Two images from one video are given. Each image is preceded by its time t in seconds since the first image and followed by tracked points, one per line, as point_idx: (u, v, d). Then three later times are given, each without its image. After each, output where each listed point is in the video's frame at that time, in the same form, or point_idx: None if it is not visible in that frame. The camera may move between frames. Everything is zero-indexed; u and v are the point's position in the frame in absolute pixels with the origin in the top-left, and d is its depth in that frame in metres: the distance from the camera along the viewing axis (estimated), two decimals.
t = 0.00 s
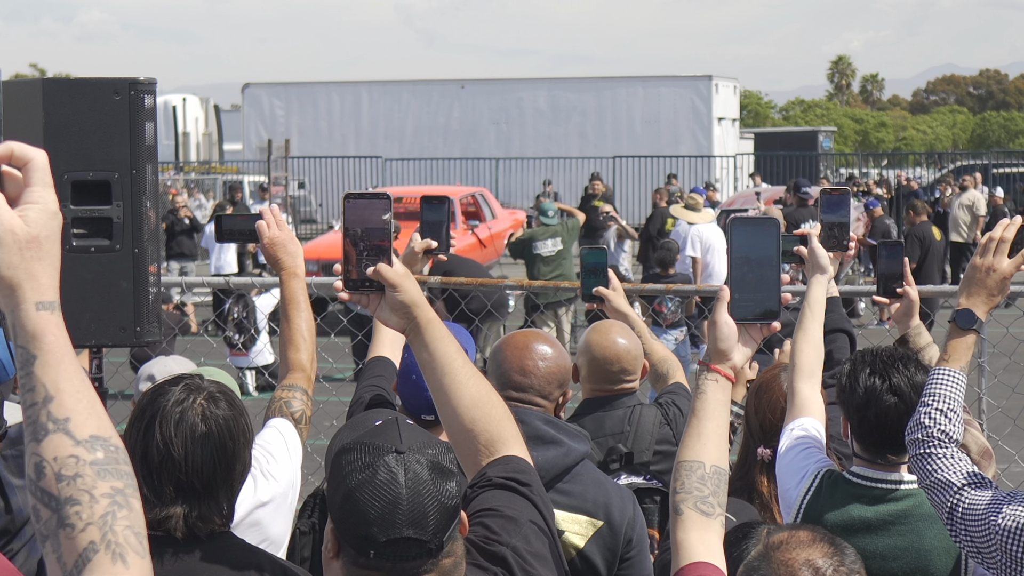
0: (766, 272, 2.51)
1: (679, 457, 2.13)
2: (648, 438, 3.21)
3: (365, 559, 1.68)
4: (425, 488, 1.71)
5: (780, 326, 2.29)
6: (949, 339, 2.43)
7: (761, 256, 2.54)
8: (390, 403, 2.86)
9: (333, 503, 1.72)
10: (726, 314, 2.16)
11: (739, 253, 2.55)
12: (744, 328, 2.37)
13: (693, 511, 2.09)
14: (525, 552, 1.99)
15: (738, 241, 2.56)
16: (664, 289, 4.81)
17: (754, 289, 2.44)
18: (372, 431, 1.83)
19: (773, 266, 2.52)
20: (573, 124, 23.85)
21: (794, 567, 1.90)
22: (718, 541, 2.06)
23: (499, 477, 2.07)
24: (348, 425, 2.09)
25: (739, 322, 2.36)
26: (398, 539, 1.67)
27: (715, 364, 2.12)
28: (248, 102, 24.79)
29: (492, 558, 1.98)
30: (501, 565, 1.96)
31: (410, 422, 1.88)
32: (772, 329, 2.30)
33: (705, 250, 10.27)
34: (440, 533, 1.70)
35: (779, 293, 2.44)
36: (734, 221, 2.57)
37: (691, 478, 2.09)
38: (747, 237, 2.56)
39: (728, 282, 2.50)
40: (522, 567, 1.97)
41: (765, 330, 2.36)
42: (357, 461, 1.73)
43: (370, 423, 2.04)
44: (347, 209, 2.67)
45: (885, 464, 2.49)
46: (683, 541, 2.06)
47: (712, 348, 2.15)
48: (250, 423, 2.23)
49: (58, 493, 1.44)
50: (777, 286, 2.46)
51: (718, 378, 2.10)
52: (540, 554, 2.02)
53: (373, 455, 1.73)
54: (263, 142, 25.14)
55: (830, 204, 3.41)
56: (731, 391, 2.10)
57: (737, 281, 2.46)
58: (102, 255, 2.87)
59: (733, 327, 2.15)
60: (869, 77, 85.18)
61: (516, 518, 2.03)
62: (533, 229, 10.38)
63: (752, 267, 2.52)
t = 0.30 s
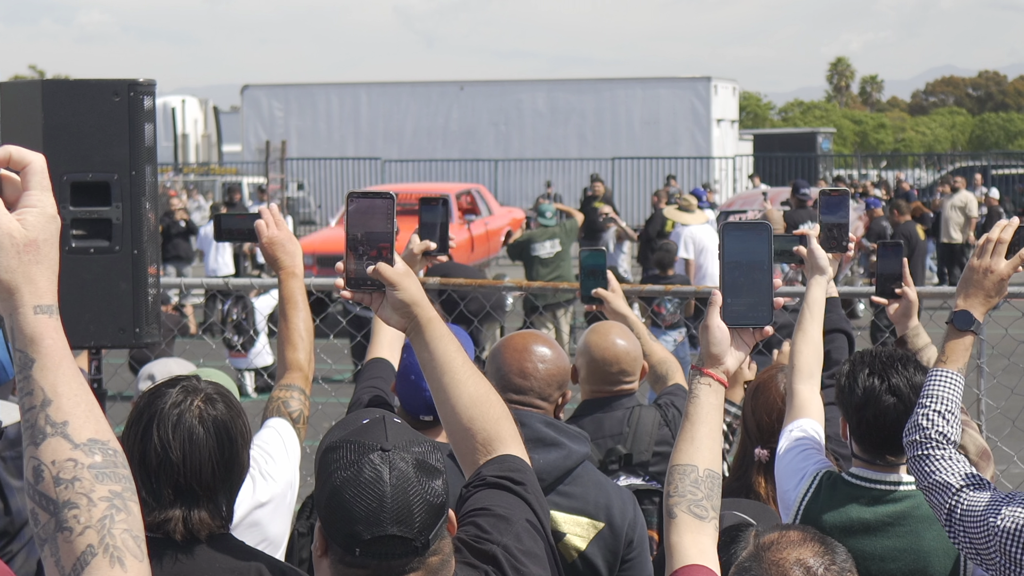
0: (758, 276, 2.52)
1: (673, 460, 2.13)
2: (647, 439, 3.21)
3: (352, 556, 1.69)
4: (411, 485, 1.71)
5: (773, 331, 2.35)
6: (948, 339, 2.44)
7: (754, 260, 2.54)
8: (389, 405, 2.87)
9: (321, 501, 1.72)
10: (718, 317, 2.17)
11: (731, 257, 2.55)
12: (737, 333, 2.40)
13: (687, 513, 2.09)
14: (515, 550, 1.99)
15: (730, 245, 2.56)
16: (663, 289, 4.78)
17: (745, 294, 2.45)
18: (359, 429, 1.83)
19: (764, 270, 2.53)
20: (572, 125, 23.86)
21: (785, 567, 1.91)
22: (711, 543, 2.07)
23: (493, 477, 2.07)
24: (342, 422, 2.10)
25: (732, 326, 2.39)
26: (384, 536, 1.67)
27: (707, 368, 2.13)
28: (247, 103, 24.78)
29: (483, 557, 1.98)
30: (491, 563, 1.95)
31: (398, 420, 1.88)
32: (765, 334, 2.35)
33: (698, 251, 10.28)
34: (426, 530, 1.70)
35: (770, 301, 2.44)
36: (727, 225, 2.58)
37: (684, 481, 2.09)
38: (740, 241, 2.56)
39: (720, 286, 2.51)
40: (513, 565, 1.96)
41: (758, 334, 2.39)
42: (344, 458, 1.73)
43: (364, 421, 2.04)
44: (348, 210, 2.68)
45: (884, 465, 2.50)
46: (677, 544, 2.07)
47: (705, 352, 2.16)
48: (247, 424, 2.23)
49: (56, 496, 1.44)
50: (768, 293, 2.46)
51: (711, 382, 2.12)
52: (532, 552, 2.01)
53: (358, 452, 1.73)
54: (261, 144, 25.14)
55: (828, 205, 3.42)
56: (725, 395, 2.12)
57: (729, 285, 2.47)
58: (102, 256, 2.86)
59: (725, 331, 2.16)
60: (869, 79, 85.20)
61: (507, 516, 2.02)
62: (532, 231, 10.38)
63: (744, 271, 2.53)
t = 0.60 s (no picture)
0: (754, 277, 2.52)
1: (670, 461, 2.13)
2: (646, 440, 3.21)
3: (341, 553, 1.70)
4: (398, 481, 1.72)
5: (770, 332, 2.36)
6: (945, 341, 2.44)
7: (750, 262, 2.55)
8: (388, 406, 2.89)
9: (308, 498, 1.73)
10: (715, 318, 2.16)
11: (727, 258, 2.56)
12: (734, 334, 2.42)
13: (684, 514, 2.10)
14: (507, 548, 1.99)
15: (726, 247, 2.58)
16: (663, 291, 4.75)
17: (742, 295, 2.46)
18: (346, 426, 1.83)
19: (761, 270, 2.53)
20: (570, 126, 23.89)
21: (779, 567, 1.91)
22: (707, 544, 2.07)
23: (486, 476, 2.07)
24: (334, 420, 2.10)
25: (729, 327, 2.40)
26: (371, 531, 1.68)
27: (704, 369, 2.12)
28: (246, 104, 24.75)
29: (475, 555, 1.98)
30: (483, 562, 1.96)
31: (386, 418, 1.89)
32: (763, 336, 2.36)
33: (694, 252, 10.29)
34: (413, 525, 1.71)
35: (768, 302, 2.43)
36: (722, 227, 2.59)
37: (680, 482, 2.10)
38: (735, 244, 2.58)
39: (716, 287, 2.52)
40: (506, 564, 1.97)
41: (755, 335, 2.41)
42: (329, 455, 1.74)
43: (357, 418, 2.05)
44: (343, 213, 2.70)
45: (882, 466, 2.50)
46: (673, 545, 2.08)
47: (701, 353, 2.16)
48: (246, 423, 2.24)
49: (55, 498, 1.45)
50: (764, 294, 2.46)
51: (708, 383, 2.11)
52: (524, 551, 2.02)
53: (344, 449, 1.74)
54: (260, 144, 25.14)
55: (827, 207, 3.43)
56: (721, 396, 2.11)
57: (725, 286, 2.48)
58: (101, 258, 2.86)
59: (721, 333, 2.16)
60: (867, 79, 85.31)
61: (499, 514, 2.02)
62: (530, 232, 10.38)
63: (741, 272, 2.54)
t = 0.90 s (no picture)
0: (751, 277, 2.52)
1: (668, 462, 2.14)
2: (646, 440, 3.22)
3: (341, 554, 1.70)
4: (398, 482, 1.72)
5: (767, 334, 2.37)
6: (944, 343, 2.44)
7: (747, 262, 2.55)
8: (390, 406, 2.89)
9: (308, 499, 1.74)
10: (713, 320, 2.17)
11: (723, 259, 2.56)
12: (732, 336, 2.43)
13: (681, 515, 2.10)
14: (508, 549, 1.99)
15: (724, 247, 2.58)
16: (665, 291, 4.74)
17: (739, 296, 2.46)
18: (346, 427, 1.84)
19: (758, 271, 2.53)
20: (571, 126, 23.88)
21: (778, 568, 1.92)
22: (706, 545, 2.08)
23: (487, 477, 2.07)
24: (336, 421, 2.11)
25: (726, 328, 2.41)
26: (371, 532, 1.68)
27: (702, 370, 2.13)
28: (246, 103, 24.71)
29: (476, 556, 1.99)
30: (484, 562, 1.96)
31: (386, 419, 1.89)
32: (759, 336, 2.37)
33: (692, 252, 10.31)
34: (414, 526, 1.71)
35: (765, 302, 2.43)
36: (719, 228, 2.60)
37: (679, 483, 2.11)
38: (734, 245, 2.58)
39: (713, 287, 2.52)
40: (506, 565, 1.97)
41: (752, 336, 2.42)
42: (330, 456, 1.75)
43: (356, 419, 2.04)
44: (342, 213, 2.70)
45: (882, 467, 2.50)
46: (672, 545, 2.08)
47: (698, 353, 2.16)
48: (248, 422, 2.24)
49: (57, 498, 1.45)
50: (761, 295, 2.46)
51: (705, 384, 2.12)
52: (525, 551, 2.02)
53: (344, 450, 1.75)
54: (260, 144, 25.13)
55: (826, 208, 3.43)
56: (719, 396, 2.11)
57: (722, 286, 2.49)
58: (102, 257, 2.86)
59: (718, 333, 2.17)
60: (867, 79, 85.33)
61: (500, 516, 2.02)
62: (530, 232, 10.38)
63: (738, 273, 2.54)
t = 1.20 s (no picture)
0: (751, 275, 2.52)
1: (669, 460, 2.13)
2: (646, 439, 3.22)
3: (340, 556, 1.70)
4: (397, 483, 1.72)
5: (767, 333, 2.37)
6: (942, 343, 2.44)
7: (747, 261, 2.55)
8: (391, 405, 2.89)
9: (307, 499, 1.73)
10: (713, 319, 2.17)
11: (724, 258, 2.56)
12: (732, 335, 2.43)
13: (683, 513, 2.10)
14: (508, 549, 1.99)
15: (723, 246, 2.58)
16: (663, 290, 4.74)
17: (739, 295, 2.46)
18: (345, 428, 1.83)
19: (758, 269, 2.53)
20: (571, 125, 23.89)
21: (779, 568, 1.92)
22: (707, 543, 2.08)
23: (488, 478, 2.07)
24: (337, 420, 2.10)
25: (727, 327, 2.41)
26: (370, 534, 1.68)
27: (702, 369, 2.12)
28: (246, 103, 24.69)
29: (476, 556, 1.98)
30: (484, 563, 1.96)
31: (385, 419, 1.89)
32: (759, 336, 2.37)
33: (691, 252, 10.32)
34: (413, 528, 1.71)
35: (765, 302, 2.43)
36: (718, 227, 2.60)
37: (679, 482, 2.10)
38: (732, 243, 2.58)
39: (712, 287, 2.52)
40: (507, 565, 1.97)
41: (752, 336, 2.42)
42: (329, 456, 1.75)
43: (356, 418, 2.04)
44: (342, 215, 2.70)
45: (882, 465, 2.50)
46: (672, 544, 2.08)
47: (698, 353, 2.16)
48: (248, 420, 2.24)
49: (58, 497, 1.45)
50: (762, 294, 2.46)
51: (706, 383, 2.11)
52: (525, 552, 2.02)
53: (343, 451, 1.75)
54: (260, 144, 25.12)
55: (826, 207, 3.43)
56: (720, 396, 2.11)
57: (720, 286, 2.49)
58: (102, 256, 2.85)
59: (719, 332, 2.16)
60: (867, 79, 85.45)
61: (501, 516, 2.02)
62: (530, 231, 10.39)
63: (738, 271, 2.54)
